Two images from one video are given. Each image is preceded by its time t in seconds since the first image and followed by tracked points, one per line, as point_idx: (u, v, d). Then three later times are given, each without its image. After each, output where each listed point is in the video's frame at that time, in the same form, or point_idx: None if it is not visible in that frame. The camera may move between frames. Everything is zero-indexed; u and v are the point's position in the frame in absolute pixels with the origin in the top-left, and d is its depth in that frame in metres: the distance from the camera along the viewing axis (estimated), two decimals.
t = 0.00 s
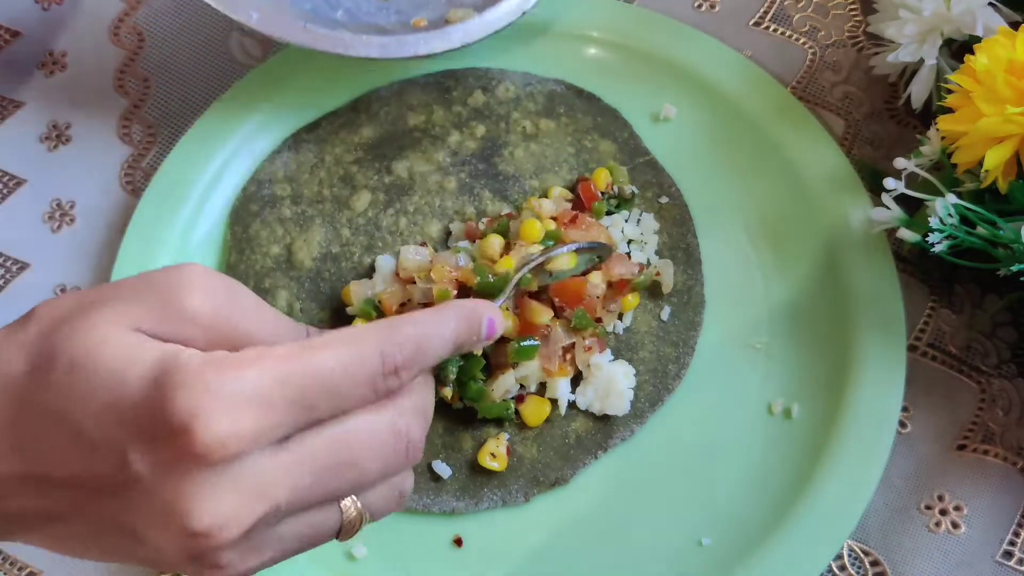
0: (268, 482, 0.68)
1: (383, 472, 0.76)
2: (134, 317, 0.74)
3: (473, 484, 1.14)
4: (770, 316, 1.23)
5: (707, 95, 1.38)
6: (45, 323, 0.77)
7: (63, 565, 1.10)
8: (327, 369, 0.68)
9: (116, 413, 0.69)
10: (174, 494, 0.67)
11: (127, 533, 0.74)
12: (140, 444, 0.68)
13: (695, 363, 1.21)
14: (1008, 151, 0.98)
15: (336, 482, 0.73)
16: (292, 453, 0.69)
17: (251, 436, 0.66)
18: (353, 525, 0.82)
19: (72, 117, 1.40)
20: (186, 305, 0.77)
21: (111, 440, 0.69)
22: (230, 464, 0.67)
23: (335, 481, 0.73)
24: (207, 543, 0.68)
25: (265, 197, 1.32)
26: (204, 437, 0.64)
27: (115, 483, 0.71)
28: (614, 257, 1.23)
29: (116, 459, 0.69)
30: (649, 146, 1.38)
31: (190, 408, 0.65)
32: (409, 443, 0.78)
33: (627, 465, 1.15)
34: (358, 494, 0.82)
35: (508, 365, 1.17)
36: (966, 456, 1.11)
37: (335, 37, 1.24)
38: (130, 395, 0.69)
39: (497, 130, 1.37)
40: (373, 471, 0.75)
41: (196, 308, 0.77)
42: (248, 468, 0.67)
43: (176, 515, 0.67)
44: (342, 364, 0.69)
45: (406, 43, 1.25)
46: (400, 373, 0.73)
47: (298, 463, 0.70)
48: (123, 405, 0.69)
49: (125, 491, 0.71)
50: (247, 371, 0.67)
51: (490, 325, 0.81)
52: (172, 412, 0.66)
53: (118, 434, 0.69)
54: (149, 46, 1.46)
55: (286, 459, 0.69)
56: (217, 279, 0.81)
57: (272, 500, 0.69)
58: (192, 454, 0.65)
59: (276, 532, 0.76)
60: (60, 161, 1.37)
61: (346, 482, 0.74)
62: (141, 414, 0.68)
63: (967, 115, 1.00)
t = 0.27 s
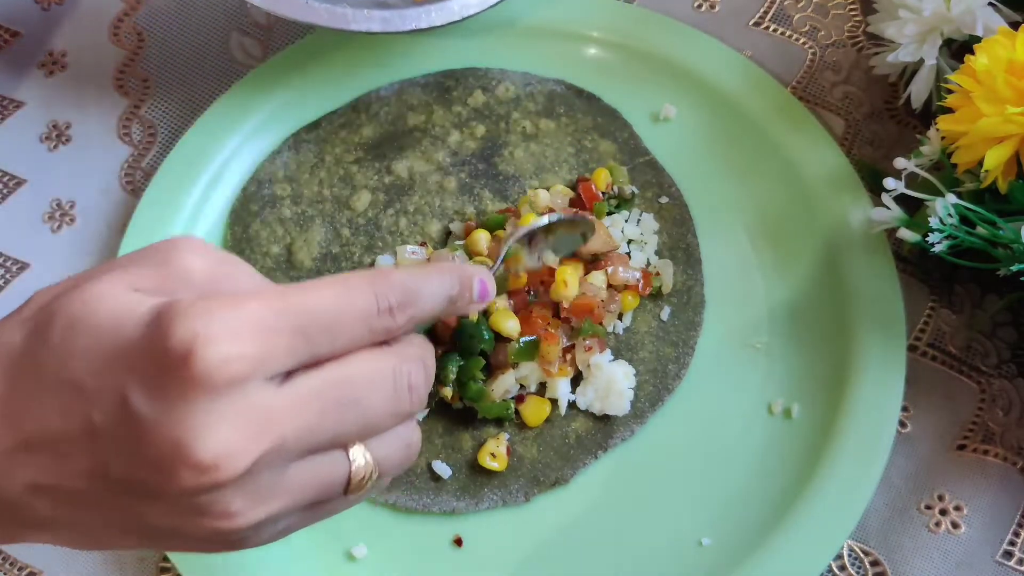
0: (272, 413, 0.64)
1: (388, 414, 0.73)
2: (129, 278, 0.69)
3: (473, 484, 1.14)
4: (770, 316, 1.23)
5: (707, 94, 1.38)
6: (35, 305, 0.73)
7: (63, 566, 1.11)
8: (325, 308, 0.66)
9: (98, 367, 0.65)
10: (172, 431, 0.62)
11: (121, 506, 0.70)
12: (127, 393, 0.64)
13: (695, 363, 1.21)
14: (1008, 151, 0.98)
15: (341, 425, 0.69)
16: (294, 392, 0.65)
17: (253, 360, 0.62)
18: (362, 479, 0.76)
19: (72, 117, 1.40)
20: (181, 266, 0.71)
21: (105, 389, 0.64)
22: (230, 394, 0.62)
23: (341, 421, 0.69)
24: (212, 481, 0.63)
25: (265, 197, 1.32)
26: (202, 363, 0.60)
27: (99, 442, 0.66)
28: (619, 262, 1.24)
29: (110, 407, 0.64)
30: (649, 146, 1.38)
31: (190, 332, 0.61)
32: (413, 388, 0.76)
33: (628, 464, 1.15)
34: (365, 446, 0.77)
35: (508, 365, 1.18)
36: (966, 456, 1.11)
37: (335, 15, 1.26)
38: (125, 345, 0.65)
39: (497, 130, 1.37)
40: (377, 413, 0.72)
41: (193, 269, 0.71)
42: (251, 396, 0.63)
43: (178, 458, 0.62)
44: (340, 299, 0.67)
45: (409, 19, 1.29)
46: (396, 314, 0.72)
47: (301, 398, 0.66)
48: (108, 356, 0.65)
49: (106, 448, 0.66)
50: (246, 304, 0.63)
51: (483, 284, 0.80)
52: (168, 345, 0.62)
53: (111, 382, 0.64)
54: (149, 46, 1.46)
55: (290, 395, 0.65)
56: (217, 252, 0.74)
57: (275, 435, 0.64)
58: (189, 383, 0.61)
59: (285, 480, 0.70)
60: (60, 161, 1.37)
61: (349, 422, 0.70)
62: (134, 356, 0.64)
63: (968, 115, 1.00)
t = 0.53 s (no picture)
0: (340, 372, 0.64)
1: (445, 375, 0.72)
2: (184, 243, 0.71)
3: (473, 484, 1.14)
4: (770, 316, 1.23)
5: (708, 95, 1.38)
6: (86, 274, 0.73)
7: (63, 566, 1.11)
8: (382, 267, 0.66)
9: (157, 332, 0.66)
10: (241, 392, 0.62)
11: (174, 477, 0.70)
12: (192, 354, 0.64)
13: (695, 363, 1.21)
14: (1009, 150, 0.98)
15: (403, 388, 0.69)
16: (356, 354, 0.65)
17: (319, 318, 0.63)
18: (421, 447, 0.75)
19: (72, 116, 1.40)
20: (233, 231, 0.73)
21: (168, 354, 0.65)
22: (298, 352, 0.62)
23: (405, 381, 0.69)
24: (284, 443, 0.63)
25: (265, 197, 1.33)
26: (275, 320, 0.61)
27: (162, 407, 0.66)
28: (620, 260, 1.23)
29: (175, 372, 0.65)
30: (649, 146, 1.37)
31: (258, 290, 0.62)
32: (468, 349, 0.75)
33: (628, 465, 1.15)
34: (425, 410, 0.75)
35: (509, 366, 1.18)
36: (966, 456, 1.11)
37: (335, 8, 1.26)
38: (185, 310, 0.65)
39: (497, 129, 1.37)
40: (438, 375, 0.72)
41: (241, 232, 0.73)
42: (319, 357, 0.63)
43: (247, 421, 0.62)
44: (397, 259, 0.67)
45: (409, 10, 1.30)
46: (446, 271, 0.71)
47: (366, 356, 0.66)
48: (170, 321, 0.65)
49: (170, 413, 0.66)
50: (308, 265, 0.64)
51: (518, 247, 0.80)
52: (235, 305, 0.62)
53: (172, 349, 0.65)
54: (150, 46, 1.46)
55: (352, 358, 0.65)
56: (266, 216, 0.76)
57: (343, 396, 0.64)
58: (260, 340, 0.61)
59: (349, 447, 0.69)
60: (59, 161, 1.37)
61: (412, 382, 0.69)
62: (197, 317, 0.64)
63: (968, 115, 1.00)
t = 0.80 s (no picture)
0: (341, 480, 0.61)
1: (452, 476, 0.69)
2: (190, 326, 0.65)
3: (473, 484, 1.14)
4: (770, 316, 1.23)
5: (708, 95, 1.38)
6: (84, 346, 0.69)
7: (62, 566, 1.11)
8: (394, 368, 0.62)
9: (158, 426, 0.62)
10: (238, 496, 0.60)
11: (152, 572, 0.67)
12: (192, 453, 0.61)
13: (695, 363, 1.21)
14: (1008, 151, 0.98)
15: (408, 493, 0.66)
16: (361, 458, 0.62)
17: (325, 426, 0.59)
18: (416, 548, 0.75)
19: (72, 116, 1.40)
20: (245, 319, 0.66)
21: (169, 449, 0.62)
22: (302, 460, 0.59)
23: (409, 486, 0.66)
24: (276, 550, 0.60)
25: (265, 197, 1.32)
26: (278, 429, 0.58)
27: (156, 501, 0.63)
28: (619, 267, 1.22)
29: (173, 466, 0.62)
30: (649, 146, 1.37)
31: (265, 395, 0.58)
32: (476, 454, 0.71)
33: (628, 466, 1.15)
34: (422, 513, 0.75)
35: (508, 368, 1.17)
36: (966, 456, 1.11)
37: None
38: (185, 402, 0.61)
39: (497, 129, 1.37)
40: (443, 484, 0.68)
41: (256, 316, 0.67)
42: (321, 464, 0.60)
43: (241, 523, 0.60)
44: (410, 359, 0.63)
45: None
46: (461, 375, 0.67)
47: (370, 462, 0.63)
48: (171, 412, 0.62)
49: (162, 506, 0.63)
50: (320, 364, 0.60)
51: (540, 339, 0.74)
52: (240, 408, 0.59)
53: (172, 440, 0.61)
54: (149, 45, 1.46)
55: (354, 462, 0.62)
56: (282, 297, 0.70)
57: (343, 503, 0.62)
58: (263, 448, 0.58)
59: (343, 548, 0.67)
60: (59, 161, 1.37)
61: (416, 489, 0.66)
62: (201, 417, 0.61)
63: (967, 115, 1.00)
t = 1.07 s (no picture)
0: (176, 412, 0.51)
1: (325, 422, 0.57)
2: (57, 258, 0.56)
3: (473, 484, 1.14)
4: (770, 316, 1.23)
5: (708, 95, 1.38)
6: None
7: (62, 566, 1.11)
8: (253, 294, 0.52)
9: None
10: (51, 431, 0.50)
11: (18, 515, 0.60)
12: (17, 385, 0.52)
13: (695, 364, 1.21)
14: (1008, 151, 0.98)
15: (268, 433, 0.55)
16: (207, 388, 0.52)
17: (151, 351, 0.50)
18: (294, 491, 0.60)
19: (72, 116, 1.40)
20: (111, 250, 0.56)
21: None
22: (126, 391, 0.49)
23: (264, 424, 0.54)
24: (94, 490, 0.50)
25: (265, 197, 1.32)
26: (88, 354, 0.48)
27: None
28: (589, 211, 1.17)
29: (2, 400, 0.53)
30: (649, 146, 1.37)
31: (79, 319, 0.49)
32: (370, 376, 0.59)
33: (628, 466, 1.15)
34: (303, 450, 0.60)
35: (508, 368, 1.18)
36: (965, 457, 1.11)
37: None
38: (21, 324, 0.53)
39: (497, 129, 1.37)
40: (319, 423, 0.57)
41: (124, 246, 0.57)
42: (151, 393, 0.50)
43: (65, 475, 0.51)
44: (275, 283, 0.53)
45: None
46: (339, 311, 0.56)
47: (215, 393, 0.52)
48: None
49: None
50: (159, 288, 0.51)
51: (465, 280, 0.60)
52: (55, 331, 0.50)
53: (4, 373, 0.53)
54: (149, 45, 1.46)
55: (201, 393, 0.52)
56: (158, 231, 0.59)
57: (179, 439, 0.51)
58: (74, 377, 0.49)
59: (196, 487, 0.55)
60: (59, 161, 1.37)
61: (281, 430, 0.55)
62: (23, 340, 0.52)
63: (967, 115, 1.00)
